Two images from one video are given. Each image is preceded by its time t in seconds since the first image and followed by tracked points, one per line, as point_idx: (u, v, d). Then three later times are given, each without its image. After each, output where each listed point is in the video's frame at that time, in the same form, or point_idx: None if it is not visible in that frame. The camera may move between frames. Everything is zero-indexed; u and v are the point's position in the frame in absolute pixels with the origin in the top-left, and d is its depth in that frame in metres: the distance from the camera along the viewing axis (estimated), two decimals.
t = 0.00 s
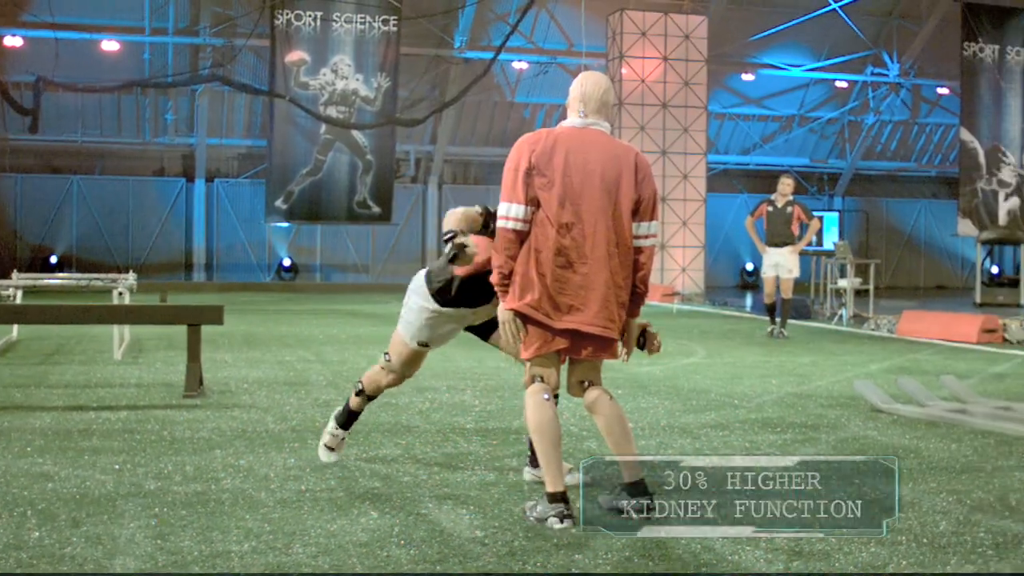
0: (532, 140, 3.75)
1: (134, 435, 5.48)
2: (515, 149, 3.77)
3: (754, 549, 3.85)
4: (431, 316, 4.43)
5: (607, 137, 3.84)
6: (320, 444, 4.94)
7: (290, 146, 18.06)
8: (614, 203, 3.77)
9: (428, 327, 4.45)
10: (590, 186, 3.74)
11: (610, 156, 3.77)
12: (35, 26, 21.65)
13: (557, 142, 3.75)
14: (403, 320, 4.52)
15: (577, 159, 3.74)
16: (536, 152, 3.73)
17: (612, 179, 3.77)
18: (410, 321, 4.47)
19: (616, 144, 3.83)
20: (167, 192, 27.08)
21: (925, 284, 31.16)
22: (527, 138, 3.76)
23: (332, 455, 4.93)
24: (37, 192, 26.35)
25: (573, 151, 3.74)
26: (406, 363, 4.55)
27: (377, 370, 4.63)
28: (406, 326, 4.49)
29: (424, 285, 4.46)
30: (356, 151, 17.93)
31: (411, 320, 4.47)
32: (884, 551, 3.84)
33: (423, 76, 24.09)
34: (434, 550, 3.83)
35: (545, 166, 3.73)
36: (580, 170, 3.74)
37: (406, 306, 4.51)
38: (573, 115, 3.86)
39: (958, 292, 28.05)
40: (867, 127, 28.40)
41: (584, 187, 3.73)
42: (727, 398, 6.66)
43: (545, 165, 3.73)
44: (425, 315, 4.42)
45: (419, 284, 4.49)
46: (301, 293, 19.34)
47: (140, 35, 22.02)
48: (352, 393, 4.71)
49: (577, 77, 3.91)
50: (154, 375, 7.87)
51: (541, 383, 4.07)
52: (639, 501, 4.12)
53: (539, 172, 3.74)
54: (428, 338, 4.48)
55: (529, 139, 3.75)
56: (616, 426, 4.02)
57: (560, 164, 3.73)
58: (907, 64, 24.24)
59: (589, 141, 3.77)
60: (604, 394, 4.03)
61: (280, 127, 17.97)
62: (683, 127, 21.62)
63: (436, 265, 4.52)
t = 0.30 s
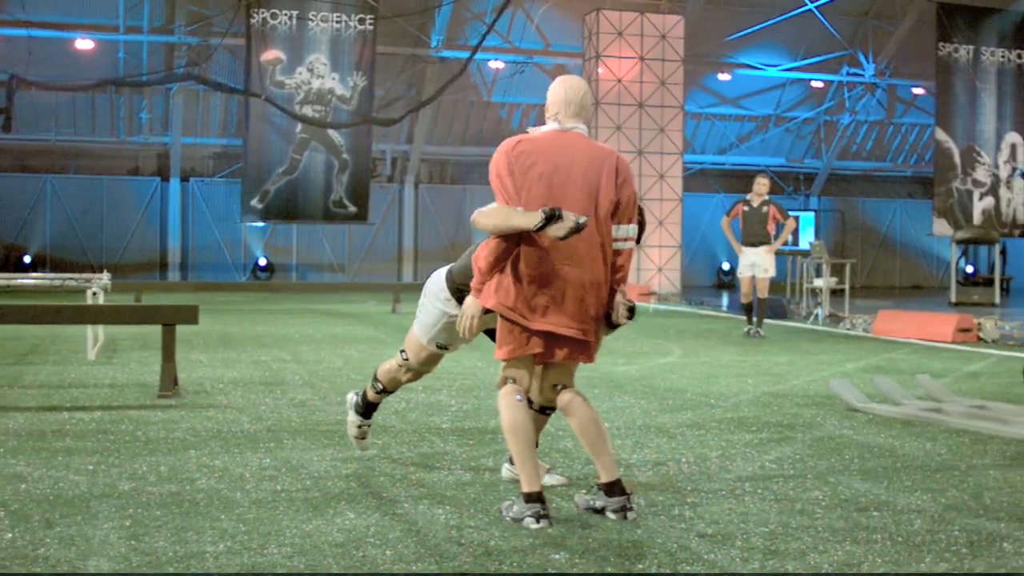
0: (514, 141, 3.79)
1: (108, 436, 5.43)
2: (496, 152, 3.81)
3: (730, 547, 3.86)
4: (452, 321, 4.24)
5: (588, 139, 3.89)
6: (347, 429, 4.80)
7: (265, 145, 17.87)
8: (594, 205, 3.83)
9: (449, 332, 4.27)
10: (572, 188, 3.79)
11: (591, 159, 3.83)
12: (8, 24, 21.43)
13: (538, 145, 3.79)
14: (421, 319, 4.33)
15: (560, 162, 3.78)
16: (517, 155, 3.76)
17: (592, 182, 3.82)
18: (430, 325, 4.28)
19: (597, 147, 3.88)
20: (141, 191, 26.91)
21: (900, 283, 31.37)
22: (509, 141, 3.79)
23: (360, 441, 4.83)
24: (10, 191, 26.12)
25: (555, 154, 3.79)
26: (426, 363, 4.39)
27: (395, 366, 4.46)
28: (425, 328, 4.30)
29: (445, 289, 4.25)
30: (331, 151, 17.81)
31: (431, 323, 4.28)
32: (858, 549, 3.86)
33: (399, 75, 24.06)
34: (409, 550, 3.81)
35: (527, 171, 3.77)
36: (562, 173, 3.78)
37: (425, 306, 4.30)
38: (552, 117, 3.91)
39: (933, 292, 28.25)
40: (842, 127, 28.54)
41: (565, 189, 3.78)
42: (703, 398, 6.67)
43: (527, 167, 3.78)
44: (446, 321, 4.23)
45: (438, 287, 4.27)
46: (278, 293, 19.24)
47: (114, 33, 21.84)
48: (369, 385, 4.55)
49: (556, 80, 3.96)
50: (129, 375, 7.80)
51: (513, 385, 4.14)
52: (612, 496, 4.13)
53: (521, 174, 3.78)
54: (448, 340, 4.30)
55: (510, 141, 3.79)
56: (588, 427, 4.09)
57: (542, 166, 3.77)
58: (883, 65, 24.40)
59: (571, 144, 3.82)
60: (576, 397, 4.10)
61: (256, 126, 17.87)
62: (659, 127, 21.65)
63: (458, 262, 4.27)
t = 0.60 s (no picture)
0: (515, 140, 3.78)
1: (96, 435, 5.41)
2: (496, 153, 3.81)
3: (717, 547, 3.87)
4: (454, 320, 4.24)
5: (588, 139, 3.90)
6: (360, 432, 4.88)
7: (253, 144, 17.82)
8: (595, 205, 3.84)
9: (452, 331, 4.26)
10: (574, 188, 3.80)
11: (592, 159, 3.84)
12: None
13: (540, 144, 3.78)
14: (423, 319, 4.32)
15: (562, 163, 3.79)
16: (520, 156, 3.76)
17: (593, 182, 3.83)
18: (432, 325, 4.27)
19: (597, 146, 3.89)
20: (128, 190, 26.84)
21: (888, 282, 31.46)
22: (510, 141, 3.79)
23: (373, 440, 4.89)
24: None
25: (558, 154, 3.78)
26: (429, 363, 4.39)
27: (400, 368, 4.47)
28: (428, 328, 4.29)
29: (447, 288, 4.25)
30: (319, 150, 17.81)
31: (432, 323, 4.27)
32: (846, 548, 3.88)
33: (387, 75, 24.03)
34: (397, 549, 3.81)
35: (529, 172, 3.77)
36: (564, 174, 3.79)
37: (427, 306, 4.30)
38: (550, 116, 3.91)
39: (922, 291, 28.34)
40: (831, 126, 28.61)
41: (566, 190, 3.78)
42: (691, 397, 6.67)
43: (529, 167, 3.77)
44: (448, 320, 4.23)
45: (440, 286, 4.27)
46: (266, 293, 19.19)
47: (102, 32, 21.76)
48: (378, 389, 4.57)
49: (555, 79, 3.96)
50: (116, 374, 7.77)
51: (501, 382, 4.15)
52: (598, 493, 4.11)
53: (521, 174, 3.77)
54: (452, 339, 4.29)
55: (512, 140, 3.78)
56: (576, 426, 4.07)
57: (545, 167, 3.77)
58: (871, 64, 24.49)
59: (572, 143, 3.82)
60: (565, 396, 4.10)
61: (243, 125, 17.81)
62: (648, 125, 21.66)
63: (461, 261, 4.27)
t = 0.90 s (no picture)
0: (515, 139, 3.81)
1: (81, 434, 5.38)
2: (497, 152, 3.83)
3: (704, 545, 3.88)
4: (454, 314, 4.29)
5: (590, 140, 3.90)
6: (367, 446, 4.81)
7: (238, 142, 17.70)
8: (594, 207, 3.85)
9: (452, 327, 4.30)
10: (572, 190, 3.80)
11: (594, 159, 3.84)
12: None
13: (539, 144, 3.79)
14: (421, 317, 4.34)
15: (562, 164, 3.79)
16: (519, 156, 3.77)
17: (594, 182, 3.84)
18: (430, 321, 4.30)
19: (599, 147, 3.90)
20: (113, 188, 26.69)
21: (874, 280, 31.59)
22: (510, 140, 3.81)
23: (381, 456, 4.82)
24: None
25: (557, 154, 3.78)
26: (426, 363, 4.38)
27: (401, 370, 4.47)
28: (426, 325, 4.31)
29: (446, 282, 4.34)
30: (305, 148, 17.81)
31: (429, 320, 4.30)
32: (832, 545, 3.90)
33: (374, 73, 24.00)
34: (384, 548, 3.81)
35: (528, 173, 3.79)
36: (563, 175, 3.79)
37: (423, 305, 4.34)
38: (553, 115, 3.93)
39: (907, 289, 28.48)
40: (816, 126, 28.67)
41: (564, 191, 3.79)
42: (677, 395, 6.67)
43: (528, 168, 3.79)
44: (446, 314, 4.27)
45: (439, 282, 4.35)
46: (252, 292, 19.13)
47: (87, 30, 21.70)
48: (381, 393, 4.57)
49: (560, 77, 3.96)
50: (101, 373, 7.73)
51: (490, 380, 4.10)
52: (581, 489, 4.12)
53: (521, 175, 3.80)
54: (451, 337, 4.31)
55: (512, 138, 3.80)
56: (560, 425, 4.07)
57: (543, 168, 3.78)
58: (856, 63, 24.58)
59: (573, 143, 3.83)
60: (549, 392, 4.10)
61: (230, 123, 17.64)
62: (634, 124, 21.60)
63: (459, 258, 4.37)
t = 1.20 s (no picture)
0: (519, 136, 3.82)
1: (62, 433, 5.34)
2: (498, 148, 3.84)
3: (688, 542, 3.91)
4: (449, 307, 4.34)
5: (595, 140, 3.92)
6: (364, 451, 4.78)
7: (222, 141, 17.77)
8: (593, 210, 3.87)
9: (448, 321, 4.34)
10: (571, 193, 3.82)
11: (597, 161, 3.86)
12: None
13: (543, 144, 3.81)
14: (415, 317, 4.38)
15: (564, 165, 3.81)
16: (521, 154, 3.79)
17: (595, 184, 3.85)
18: (426, 317, 4.33)
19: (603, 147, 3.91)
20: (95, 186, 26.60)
21: (859, 278, 31.61)
22: (515, 135, 3.83)
23: (375, 459, 4.78)
24: None
25: (559, 155, 3.81)
26: (423, 362, 4.40)
27: (399, 374, 4.47)
28: (421, 324, 4.34)
29: (437, 278, 4.41)
30: (288, 145, 17.71)
31: (425, 316, 4.34)
32: (815, 542, 3.93)
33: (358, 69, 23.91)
34: (369, 546, 3.82)
35: (530, 170, 3.80)
36: (564, 176, 3.81)
37: (416, 303, 4.39)
38: (560, 111, 3.96)
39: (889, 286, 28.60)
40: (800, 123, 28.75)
41: (565, 193, 3.81)
42: (661, 392, 6.69)
43: (529, 167, 3.80)
44: (441, 308, 4.32)
45: (430, 278, 4.42)
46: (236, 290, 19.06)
47: (69, 26, 21.53)
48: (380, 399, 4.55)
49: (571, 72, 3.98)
50: (83, 371, 7.68)
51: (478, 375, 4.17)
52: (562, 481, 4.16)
53: (522, 174, 3.80)
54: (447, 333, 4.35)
55: (515, 136, 3.81)
56: (543, 422, 4.12)
57: (545, 167, 3.79)
58: (839, 61, 24.65)
59: (575, 145, 3.85)
60: (533, 389, 4.11)
61: (213, 119, 17.78)
62: (619, 122, 21.44)
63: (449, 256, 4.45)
